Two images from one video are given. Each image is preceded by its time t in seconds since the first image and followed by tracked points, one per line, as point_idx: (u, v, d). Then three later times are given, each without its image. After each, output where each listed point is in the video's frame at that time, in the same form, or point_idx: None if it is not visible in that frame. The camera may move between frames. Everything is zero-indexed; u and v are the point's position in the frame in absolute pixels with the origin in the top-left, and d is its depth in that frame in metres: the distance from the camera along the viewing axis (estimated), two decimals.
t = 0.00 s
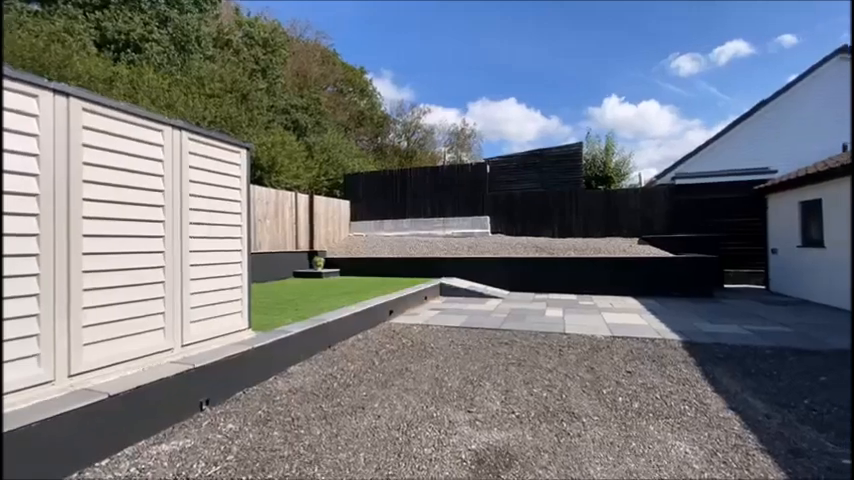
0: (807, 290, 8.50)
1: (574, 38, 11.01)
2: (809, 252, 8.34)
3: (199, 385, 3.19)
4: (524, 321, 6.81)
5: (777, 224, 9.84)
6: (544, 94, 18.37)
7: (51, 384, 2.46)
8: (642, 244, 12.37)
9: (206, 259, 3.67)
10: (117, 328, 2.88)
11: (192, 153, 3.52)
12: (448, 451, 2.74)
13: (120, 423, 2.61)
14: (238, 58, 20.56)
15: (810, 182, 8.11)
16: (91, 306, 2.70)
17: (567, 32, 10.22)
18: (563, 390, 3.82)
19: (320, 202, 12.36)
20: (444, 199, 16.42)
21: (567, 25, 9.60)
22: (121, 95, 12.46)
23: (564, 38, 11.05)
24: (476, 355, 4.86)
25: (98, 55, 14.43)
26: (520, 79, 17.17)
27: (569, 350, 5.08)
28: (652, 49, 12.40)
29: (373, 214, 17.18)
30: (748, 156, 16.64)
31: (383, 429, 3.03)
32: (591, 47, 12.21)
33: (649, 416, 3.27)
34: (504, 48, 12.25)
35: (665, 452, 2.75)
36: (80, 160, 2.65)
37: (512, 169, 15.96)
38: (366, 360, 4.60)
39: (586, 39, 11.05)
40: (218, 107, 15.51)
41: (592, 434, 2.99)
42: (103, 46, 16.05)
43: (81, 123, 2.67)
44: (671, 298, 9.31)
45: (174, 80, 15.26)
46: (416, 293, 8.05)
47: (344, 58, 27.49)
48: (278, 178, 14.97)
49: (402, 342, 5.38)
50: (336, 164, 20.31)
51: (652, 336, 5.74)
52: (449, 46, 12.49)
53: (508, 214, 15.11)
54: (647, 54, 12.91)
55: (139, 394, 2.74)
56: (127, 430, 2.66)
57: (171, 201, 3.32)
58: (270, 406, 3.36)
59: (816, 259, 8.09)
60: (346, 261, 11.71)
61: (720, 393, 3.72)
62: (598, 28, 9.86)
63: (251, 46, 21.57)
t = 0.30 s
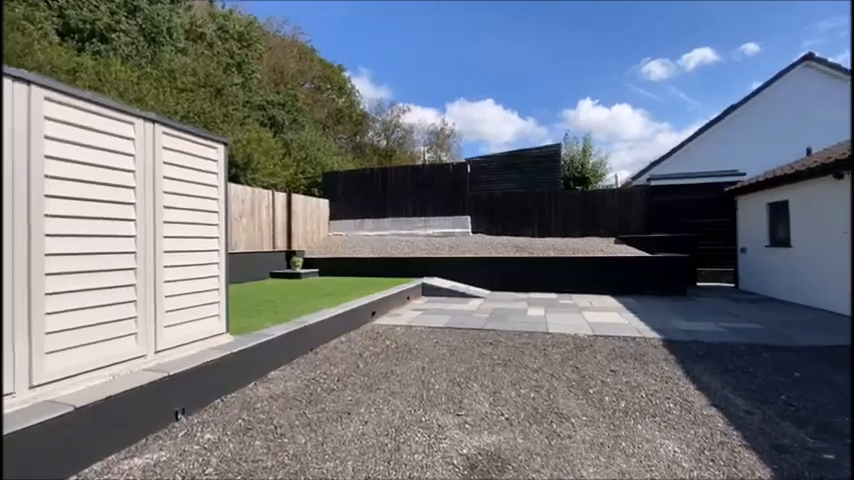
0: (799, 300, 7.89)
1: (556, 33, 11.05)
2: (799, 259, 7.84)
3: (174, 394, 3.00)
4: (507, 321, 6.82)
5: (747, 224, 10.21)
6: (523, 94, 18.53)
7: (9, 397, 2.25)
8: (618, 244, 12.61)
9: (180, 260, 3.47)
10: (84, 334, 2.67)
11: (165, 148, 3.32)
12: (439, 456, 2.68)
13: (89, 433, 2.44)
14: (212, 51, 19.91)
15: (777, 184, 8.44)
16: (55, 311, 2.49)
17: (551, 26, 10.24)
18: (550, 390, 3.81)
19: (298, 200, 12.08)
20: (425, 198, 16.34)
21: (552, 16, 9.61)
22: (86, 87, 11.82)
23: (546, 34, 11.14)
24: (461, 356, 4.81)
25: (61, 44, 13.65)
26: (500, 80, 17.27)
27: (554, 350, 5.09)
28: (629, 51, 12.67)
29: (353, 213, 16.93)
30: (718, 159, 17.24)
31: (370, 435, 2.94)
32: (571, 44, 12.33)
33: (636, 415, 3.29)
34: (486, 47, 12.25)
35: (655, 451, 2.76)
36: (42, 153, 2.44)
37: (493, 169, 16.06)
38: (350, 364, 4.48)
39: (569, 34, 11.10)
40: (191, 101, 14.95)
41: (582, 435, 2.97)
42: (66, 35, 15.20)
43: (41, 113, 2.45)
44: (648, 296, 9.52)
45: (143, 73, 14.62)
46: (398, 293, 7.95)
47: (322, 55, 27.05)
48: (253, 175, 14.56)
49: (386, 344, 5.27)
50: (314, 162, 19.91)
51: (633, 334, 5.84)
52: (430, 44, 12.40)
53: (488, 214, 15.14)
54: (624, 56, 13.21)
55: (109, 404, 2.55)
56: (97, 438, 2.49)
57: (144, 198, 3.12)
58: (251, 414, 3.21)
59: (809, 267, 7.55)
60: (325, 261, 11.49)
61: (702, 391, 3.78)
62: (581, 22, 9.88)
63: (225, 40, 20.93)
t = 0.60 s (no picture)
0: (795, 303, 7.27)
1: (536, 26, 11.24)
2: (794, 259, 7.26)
3: (145, 402, 2.84)
4: (488, 320, 6.86)
5: (714, 225, 10.61)
6: (501, 95, 18.69)
7: None
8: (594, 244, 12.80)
9: (151, 261, 3.29)
10: (46, 341, 2.48)
11: (134, 143, 3.13)
12: (426, 460, 2.64)
13: (57, 446, 2.29)
14: (181, 44, 19.19)
15: (742, 187, 8.82)
16: (13, 317, 2.30)
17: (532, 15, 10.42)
18: (533, 389, 3.83)
19: (274, 198, 11.80)
20: (404, 197, 16.26)
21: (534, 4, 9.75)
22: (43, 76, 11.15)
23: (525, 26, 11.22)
24: (444, 357, 4.78)
25: (15, 30, 12.83)
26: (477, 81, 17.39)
27: (535, 349, 5.14)
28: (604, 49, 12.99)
29: (330, 212, 16.68)
30: (687, 162, 17.82)
31: (354, 441, 2.86)
32: (548, 41, 12.55)
33: (618, 413, 3.34)
34: (466, 44, 12.33)
35: (638, 449, 2.80)
36: None
37: (471, 169, 16.16)
38: (331, 367, 4.38)
39: (549, 26, 11.30)
40: (159, 95, 14.34)
41: (567, 434, 2.99)
42: (21, 22, 14.32)
43: None
44: (622, 294, 9.77)
45: (107, 63, 13.94)
46: (378, 294, 7.86)
47: (297, 50, 26.53)
48: (226, 172, 14.11)
49: (367, 346, 5.19)
50: (290, 159, 19.51)
51: (610, 332, 5.96)
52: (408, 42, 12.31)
53: (467, 214, 15.19)
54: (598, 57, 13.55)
55: (75, 416, 2.39)
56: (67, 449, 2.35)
57: (112, 196, 2.93)
58: (228, 422, 3.07)
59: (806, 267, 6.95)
60: (302, 261, 11.27)
61: (678, 387, 3.89)
62: (567, 12, 10.19)
63: (195, 32, 20.21)
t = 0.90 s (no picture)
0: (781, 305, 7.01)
1: (512, 26, 11.39)
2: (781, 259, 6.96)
3: (110, 411, 2.67)
4: (466, 319, 6.89)
5: (680, 226, 11.03)
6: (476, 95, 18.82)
7: None
8: (568, 244, 12.84)
9: (117, 261, 3.12)
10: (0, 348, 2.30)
11: (98, 136, 2.95)
12: (408, 463, 2.61)
13: (33, 455, 2.21)
14: (147, 33, 18.36)
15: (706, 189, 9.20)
16: None
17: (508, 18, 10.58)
18: (513, 388, 3.86)
19: (246, 196, 11.47)
20: (380, 196, 16.12)
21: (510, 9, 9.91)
22: None
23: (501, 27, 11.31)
24: (423, 357, 4.76)
25: None
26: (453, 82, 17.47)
27: (513, 347, 5.19)
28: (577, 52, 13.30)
29: (304, 210, 16.37)
30: (656, 165, 18.24)
31: (334, 445, 2.80)
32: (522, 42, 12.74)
33: (595, 409, 3.41)
34: (443, 44, 12.36)
35: (616, 445, 2.85)
36: None
37: (447, 169, 16.25)
38: (308, 370, 4.28)
39: (525, 27, 11.45)
40: (123, 86, 13.69)
41: (547, 432, 3.03)
42: None
43: None
44: (594, 292, 10.02)
45: (65, 52, 13.17)
46: (355, 294, 7.76)
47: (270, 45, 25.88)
48: (194, 169, 13.61)
49: (345, 347, 5.10)
50: (263, 156, 19.02)
51: (585, 330, 6.08)
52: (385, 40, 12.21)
53: (443, 213, 15.21)
54: (571, 61, 13.86)
55: (33, 428, 2.22)
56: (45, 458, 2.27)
57: (73, 192, 2.75)
58: (201, 429, 2.95)
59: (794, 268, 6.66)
60: (276, 260, 11.02)
61: (651, 382, 4.01)
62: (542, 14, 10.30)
63: (162, 21, 19.36)
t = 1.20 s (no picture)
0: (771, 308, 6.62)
1: (487, 27, 11.52)
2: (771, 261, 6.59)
3: (71, 420, 2.53)
4: (443, 318, 6.92)
5: (648, 226, 11.42)
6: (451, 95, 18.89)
7: None
8: (541, 243, 13.02)
9: (78, 262, 2.94)
10: None
11: (58, 129, 2.79)
12: (387, 463, 2.59)
13: None
14: (108, 21, 17.44)
15: (671, 190, 9.57)
16: None
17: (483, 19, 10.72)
18: (490, 385, 3.90)
19: (216, 193, 11.12)
20: (355, 195, 15.96)
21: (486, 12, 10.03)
22: None
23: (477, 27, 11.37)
24: (401, 357, 4.74)
25: None
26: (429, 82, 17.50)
27: (490, 345, 5.25)
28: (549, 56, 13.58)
29: (276, 209, 16.01)
30: (625, 167, 18.80)
31: (311, 448, 2.74)
32: (496, 43, 12.90)
33: (570, 405, 3.48)
34: (418, 44, 12.38)
35: (590, 439, 2.93)
36: None
37: (422, 168, 16.29)
38: (283, 372, 4.18)
39: (499, 28, 11.60)
40: (81, 76, 12.98)
41: (524, 428, 3.07)
42: None
43: None
44: (566, 290, 10.25)
45: (17, 38, 12.35)
46: (330, 294, 7.67)
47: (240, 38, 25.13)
48: (160, 164, 13.06)
49: (321, 348, 5.01)
50: (233, 152, 18.45)
51: (558, 327, 6.22)
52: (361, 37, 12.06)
53: (419, 212, 15.19)
54: (544, 64, 14.14)
55: None
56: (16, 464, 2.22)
57: (29, 188, 2.58)
58: (171, 436, 2.83)
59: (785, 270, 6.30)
60: (247, 260, 10.76)
61: (622, 377, 4.14)
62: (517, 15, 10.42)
63: (125, 9, 18.41)
